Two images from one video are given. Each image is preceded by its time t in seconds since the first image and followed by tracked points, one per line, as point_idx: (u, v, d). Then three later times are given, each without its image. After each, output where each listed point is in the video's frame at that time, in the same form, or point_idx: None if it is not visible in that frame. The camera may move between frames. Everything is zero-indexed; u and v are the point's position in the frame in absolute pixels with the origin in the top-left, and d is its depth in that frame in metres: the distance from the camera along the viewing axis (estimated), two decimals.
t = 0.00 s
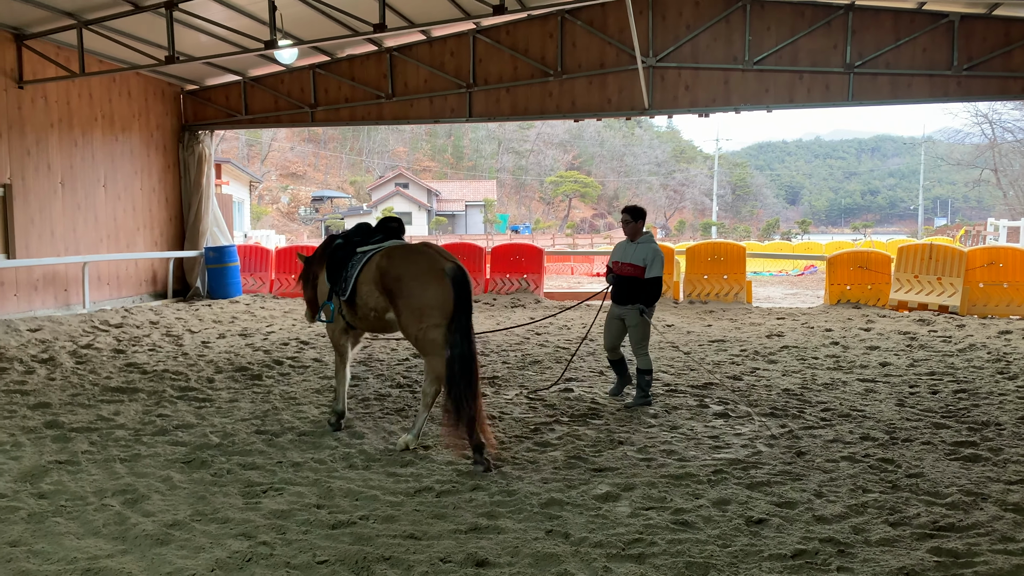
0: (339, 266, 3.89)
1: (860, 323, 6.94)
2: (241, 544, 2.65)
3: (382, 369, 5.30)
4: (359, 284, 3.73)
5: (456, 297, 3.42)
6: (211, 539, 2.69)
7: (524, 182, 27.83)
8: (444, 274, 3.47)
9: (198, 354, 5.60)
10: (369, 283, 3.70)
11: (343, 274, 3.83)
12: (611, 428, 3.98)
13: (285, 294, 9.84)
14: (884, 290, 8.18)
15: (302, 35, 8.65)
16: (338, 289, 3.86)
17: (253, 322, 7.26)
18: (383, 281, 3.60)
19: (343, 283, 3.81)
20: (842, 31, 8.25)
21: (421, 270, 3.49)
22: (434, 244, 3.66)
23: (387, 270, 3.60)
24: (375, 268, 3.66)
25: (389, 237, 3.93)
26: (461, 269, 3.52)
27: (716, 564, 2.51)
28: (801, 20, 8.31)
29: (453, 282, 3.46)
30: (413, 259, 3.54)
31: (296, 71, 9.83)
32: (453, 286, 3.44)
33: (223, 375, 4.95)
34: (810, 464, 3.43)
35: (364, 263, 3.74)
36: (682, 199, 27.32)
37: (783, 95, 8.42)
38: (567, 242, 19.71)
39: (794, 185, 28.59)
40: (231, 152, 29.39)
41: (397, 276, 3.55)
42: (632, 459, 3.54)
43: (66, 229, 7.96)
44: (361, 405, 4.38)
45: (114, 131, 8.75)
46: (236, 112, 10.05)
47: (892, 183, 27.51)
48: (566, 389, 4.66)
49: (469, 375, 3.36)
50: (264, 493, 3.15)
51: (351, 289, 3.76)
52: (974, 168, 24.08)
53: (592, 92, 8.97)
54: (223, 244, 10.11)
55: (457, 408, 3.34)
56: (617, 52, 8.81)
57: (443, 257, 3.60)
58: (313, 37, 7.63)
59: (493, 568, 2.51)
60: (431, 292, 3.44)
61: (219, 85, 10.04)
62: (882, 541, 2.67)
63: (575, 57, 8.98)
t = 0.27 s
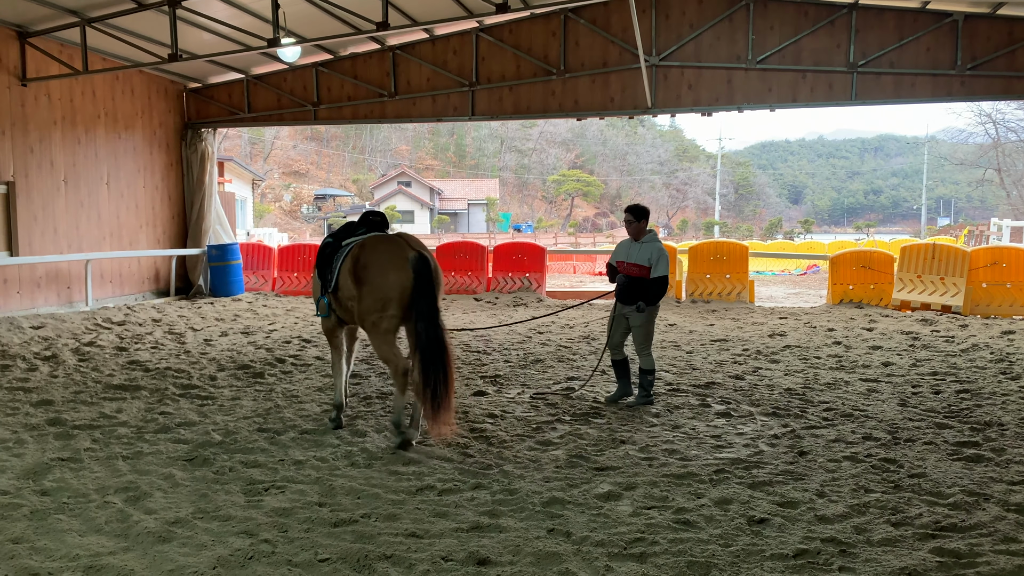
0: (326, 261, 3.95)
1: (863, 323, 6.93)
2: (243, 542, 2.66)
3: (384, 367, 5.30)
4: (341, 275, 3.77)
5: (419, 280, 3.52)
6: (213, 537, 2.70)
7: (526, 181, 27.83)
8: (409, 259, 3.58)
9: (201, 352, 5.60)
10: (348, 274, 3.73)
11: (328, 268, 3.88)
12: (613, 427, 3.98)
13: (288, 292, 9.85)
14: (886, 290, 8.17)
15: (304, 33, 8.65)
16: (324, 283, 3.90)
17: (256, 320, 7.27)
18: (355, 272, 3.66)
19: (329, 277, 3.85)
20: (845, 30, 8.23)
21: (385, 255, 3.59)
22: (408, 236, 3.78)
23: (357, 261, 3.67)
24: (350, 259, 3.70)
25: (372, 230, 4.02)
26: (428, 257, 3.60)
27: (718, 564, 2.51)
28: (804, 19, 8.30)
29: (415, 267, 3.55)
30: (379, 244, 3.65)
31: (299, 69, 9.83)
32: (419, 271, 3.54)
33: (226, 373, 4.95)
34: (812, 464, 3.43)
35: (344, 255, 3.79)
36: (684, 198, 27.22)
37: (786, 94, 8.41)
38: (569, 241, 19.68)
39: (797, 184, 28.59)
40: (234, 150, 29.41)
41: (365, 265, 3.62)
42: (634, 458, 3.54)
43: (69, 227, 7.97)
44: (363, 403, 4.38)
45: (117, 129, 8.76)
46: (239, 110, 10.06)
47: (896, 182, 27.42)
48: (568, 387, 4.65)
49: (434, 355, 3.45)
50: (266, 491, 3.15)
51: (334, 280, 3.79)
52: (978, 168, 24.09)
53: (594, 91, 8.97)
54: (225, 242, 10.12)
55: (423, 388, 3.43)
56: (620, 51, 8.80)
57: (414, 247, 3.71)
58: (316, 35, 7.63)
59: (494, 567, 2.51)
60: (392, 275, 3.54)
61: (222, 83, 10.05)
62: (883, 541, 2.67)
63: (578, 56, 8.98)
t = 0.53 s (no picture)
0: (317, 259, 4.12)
1: (865, 323, 6.92)
2: (244, 540, 2.66)
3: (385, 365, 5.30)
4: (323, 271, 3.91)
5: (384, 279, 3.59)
6: (214, 535, 2.70)
7: (528, 180, 27.86)
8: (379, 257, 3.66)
9: (202, 350, 5.60)
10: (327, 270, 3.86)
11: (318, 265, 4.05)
12: (614, 426, 3.98)
13: (289, 291, 9.85)
14: (888, 289, 8.17)
15: (306, 32, 8.66)
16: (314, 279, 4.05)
17: (257, 319, 7.28)
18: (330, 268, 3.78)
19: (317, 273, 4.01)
20: (847, 29, 8.23)
21: (357, 253, 3.69)
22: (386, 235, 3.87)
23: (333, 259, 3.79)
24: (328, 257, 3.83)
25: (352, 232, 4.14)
26: (396, 258, 3.64)
27: (719, 563, 2.51)
28: (806, 18, 8.29)
29: (381, 267, 3.62)
30: (354, 241, 3.79)
31: (301, 68, 9.83)
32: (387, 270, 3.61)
33: (227, 372, 4.96)
34: (813, 463, 3.43)
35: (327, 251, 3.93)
36: (686, 197, 27.17)
37: (788, 93, 8.41)
38: (571, 240, 19.68)
39: (798, 184, 28.59)
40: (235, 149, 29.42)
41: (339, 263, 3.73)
42: (636, 457, 3.54)
43: (70, 225, 7.98)
44: (364, 402, 4.38)
45: (119, 127, 8.76)
46: (241, 109, 10.06)
47: (897, 182, 27.43)
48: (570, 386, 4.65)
49: (397, 353, 3.48)
50: (268, 489, 3.16)
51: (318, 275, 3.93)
52: (980, 168, 24.14)
53: (596, 90, 8.97)
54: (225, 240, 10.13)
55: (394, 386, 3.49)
56: (622, 50, 8.80)
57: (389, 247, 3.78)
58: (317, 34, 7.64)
59: (495, 565, 2.51)
60: (359, 272, 3.65)
61: (224, 81, 10.05)
62: (885, 541, 2.67)
63: (579, 55, 8.97)
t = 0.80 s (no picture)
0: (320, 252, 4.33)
1: (866, 322, 6.92)
2: (245, 539, 2.66)
3: (386, 365, 5.30)
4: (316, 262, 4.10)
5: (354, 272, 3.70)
6: (215, 534, 2.70)
7: (528, 180, 27.86)
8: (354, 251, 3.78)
9: (203, 350, 5.61)
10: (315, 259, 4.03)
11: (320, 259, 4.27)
12: (615, 425, 3.98)
13: (290, 290, 9.86)
14: (889, 289, 8.17)
15: (307, 32, 8.66)
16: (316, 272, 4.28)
17: (258, 318, 7.28)
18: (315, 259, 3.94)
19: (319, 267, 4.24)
20: (849, 29, 8.22)
21: (337, 245, 3.83)
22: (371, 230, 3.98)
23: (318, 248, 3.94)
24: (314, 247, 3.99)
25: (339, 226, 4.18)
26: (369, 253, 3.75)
27: (719, 562, 2.51)
28: (807, 18, 8.29)
29: (355, 262, 3.74)
30: (335, 233, 3.93)
31: (302, 68, 9.84)
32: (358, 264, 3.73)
33: (228, 371, 4.96)
34: (814, 463, 3.43)
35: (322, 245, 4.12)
36: (687, 197, 27.15)
37: (789, 93, 8.40)
38: (572, 240, 19.69)
39: (799, 183, 28.55)
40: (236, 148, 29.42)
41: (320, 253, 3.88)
42: (637, 456, 3.54)
43: (71, 224, 7.97)
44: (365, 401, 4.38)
45: (120, 126, 8.77)
46: (242, 108, 10.07)
47: (898, 181, 27.43)
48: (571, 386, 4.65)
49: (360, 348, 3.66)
50: (269, 488, 3.16)
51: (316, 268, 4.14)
52: (981, 167, 24.09)
53: (597, 89, 8.97)
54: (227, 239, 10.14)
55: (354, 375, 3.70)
56: (624, 50, 8.80)
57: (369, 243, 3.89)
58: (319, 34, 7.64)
59: (496, 564, 2.51)
60: (332, 262, 3.78)
61: (225, 81, 10.06)
62: (885, 540, 2.67)
63: (580, 54, 8.97)
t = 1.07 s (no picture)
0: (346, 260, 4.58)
1: (867, 323, 6.92)
2: (246, 539, 2.66)
3: (387, 365, 5.30)
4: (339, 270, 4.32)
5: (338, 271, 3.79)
6: (216, 534, 2.70)
7: (529, 180, 27.89)
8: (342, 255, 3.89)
9: (204, 350, 5.61)
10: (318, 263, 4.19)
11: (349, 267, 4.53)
12: (616, 426, 3.98)
13: (291, 290, 9.86)
14: (890, 289, 8.17)
15: (307, 32, 8.66)
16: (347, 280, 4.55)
17: (259, 318, 7.28)
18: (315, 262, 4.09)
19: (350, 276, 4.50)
20: (849, 29, 8.22)
21: (328, 249, 3.96)
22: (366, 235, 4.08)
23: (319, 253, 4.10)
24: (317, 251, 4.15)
25: (340, 229, 4.28)
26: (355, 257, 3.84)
27: (720, 562, 2.51)
28: (808, 18, 8.29)
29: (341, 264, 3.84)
30: (329, 238, 4.06)
31: (302, 68, 9.84)
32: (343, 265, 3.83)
33: (229, 372, 4.96)
34: (815, 463, 3.43)
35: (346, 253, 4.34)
36: (687, 197, 27.15)
37: (790, 93, 8.40)
38: (573, 241, 19.70)
39: (800, 183, 28.56)
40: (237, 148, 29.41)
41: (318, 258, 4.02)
42: (637, 457, 3.54)
43: (72, 225, 7.97)
44: (366, 402, 4.38)
45: (121, 127, 8.77)
46: (243, 108, 10.07)
47: (899, 182, 27.43)
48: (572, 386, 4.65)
49: (331, 340, 3.65)
50: (269, 489, 3.16)
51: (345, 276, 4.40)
52: (981, 168, 24.14)
53: (598, 90, 8.97)
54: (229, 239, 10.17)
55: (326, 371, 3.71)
56: (624, 51, 8.80)
57: (361, 247, 3.98)
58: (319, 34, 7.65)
59: (497, 565, 2.51)
60: (322, 265, 3.91)
61: (225, 81, 10.06)
62: (886, 540, 2.67)
63: (581, 55, 8.97)
